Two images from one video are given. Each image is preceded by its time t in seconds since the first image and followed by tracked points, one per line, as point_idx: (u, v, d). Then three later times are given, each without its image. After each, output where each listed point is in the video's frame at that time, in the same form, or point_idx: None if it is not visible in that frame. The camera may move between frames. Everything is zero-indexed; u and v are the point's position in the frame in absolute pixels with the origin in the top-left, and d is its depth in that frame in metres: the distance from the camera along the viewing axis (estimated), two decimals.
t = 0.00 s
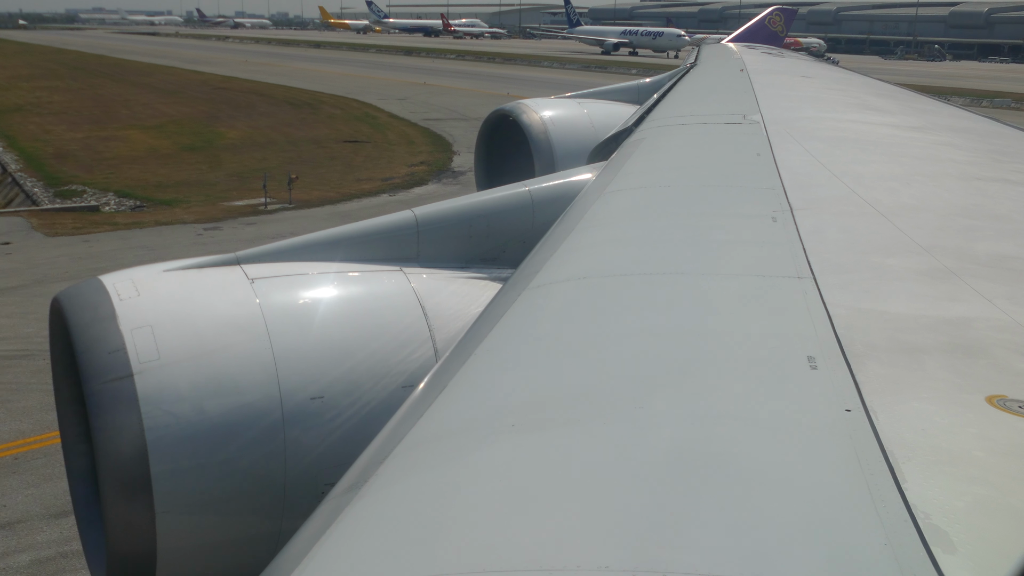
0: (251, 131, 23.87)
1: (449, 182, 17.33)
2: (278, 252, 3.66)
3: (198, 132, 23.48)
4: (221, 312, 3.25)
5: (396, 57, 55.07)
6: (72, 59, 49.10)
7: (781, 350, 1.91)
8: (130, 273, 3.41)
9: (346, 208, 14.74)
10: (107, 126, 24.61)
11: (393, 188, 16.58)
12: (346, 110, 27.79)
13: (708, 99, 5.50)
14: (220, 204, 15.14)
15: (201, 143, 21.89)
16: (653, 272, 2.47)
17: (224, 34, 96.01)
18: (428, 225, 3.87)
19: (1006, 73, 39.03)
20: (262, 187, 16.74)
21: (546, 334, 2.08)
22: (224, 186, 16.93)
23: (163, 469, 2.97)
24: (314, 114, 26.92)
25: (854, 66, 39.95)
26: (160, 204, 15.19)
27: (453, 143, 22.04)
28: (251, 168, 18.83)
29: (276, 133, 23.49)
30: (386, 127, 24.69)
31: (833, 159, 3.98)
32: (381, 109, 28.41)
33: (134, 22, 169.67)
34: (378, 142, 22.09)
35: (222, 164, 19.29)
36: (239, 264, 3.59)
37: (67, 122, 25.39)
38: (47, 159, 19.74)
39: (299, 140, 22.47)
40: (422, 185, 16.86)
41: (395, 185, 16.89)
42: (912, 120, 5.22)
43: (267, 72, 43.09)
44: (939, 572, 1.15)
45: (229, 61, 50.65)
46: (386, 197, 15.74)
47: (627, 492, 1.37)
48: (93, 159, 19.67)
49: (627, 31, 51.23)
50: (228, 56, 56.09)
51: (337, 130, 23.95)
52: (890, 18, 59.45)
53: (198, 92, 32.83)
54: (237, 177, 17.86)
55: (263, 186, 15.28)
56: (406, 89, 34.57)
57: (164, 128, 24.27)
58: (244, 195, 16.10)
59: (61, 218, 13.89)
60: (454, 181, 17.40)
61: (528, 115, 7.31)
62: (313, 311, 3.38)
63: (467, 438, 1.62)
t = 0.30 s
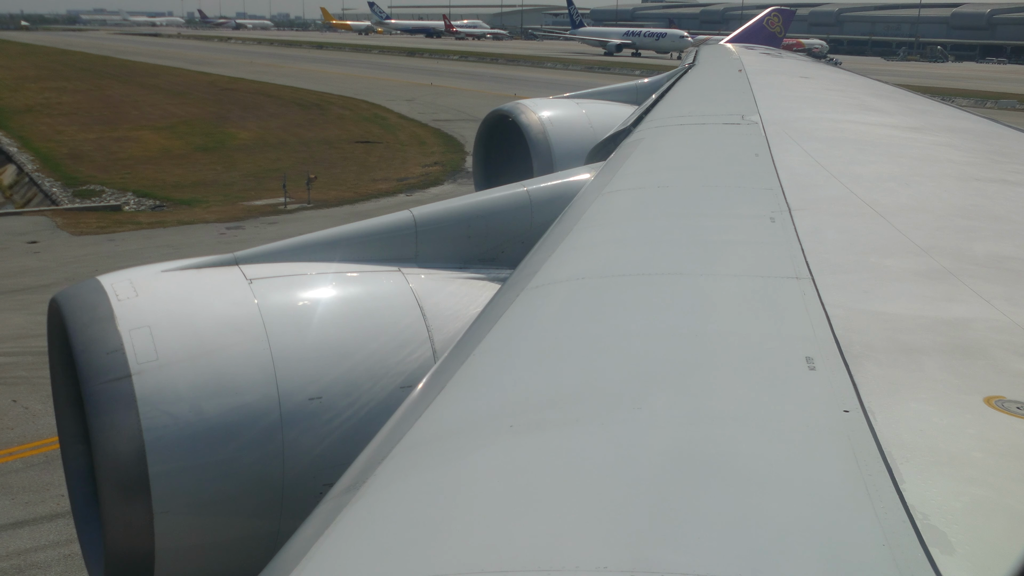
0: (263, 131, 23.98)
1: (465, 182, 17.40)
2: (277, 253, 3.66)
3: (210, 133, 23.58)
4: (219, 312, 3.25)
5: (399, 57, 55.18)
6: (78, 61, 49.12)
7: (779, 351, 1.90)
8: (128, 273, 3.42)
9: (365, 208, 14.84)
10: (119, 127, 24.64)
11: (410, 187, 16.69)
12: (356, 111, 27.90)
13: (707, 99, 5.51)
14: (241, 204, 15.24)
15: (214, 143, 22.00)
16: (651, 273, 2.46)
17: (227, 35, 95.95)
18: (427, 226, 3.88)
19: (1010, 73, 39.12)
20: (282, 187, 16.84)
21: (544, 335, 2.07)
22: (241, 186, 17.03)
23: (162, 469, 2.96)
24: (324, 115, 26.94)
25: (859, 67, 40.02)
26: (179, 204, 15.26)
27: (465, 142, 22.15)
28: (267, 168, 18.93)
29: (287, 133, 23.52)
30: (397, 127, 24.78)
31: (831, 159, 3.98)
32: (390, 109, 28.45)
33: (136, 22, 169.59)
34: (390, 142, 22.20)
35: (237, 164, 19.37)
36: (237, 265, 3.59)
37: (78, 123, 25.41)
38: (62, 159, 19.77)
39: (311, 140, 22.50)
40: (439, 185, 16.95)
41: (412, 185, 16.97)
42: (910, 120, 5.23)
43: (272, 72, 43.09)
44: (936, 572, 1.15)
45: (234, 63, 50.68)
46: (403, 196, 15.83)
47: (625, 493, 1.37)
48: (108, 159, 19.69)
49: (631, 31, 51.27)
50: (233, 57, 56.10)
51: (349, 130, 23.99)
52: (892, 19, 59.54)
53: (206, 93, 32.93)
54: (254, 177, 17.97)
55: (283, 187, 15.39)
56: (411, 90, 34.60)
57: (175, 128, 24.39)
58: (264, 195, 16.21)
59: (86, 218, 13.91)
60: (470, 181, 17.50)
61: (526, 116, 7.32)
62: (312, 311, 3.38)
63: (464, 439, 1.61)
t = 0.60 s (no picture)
0: (273, 131, 24.03)
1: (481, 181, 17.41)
2: (276, 253, 3.66)
3: (221, 133, 23.63)
4: (218, 313, 3.25)
5: (404, 57, 55.25)
6: (87, 61, 49.14)
7: (778, 351, 1.90)
8: (127, 273, 3.42)
9: (383, 208, 14.87)
10: (131, 127, 24.67)
11: (426, 187, 16.72)
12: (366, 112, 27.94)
13: (706, 99, 5.51)
14: (261, 204, 15.28)
15: (228, 143, 22.06)
16: (650, 273, 2.46)
17: (230, 35, 95.85)
18: (425, 226, 3.87)
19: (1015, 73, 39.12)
20: (301, 187, 16.90)
21: (543, 336, 2.07)
22: (258, 186, 17.07)
23: (161, 470, 2.96)
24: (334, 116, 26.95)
25: (862, 67, 40.08)
26: (199, 203, 15.30)
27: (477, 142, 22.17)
28: (282, 168, 18.97)
29: (299, 133, 23.55)
30: (407, 127, 24.81)
31: (830, 159, 3.98)
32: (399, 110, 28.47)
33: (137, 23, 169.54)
34: (403, 142, 22.25)
35: (252, 164, 19.41)
36: (236, 266, 3.59)
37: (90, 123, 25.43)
38: (78, 159, 19.79)
39: (323, 141, 22.54)
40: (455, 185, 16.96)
41: (428, 185, 16.99)
42: (909, 120, 5.22)
43: (279, 73, 43.06)
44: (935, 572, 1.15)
45: (242, 64, 50.72)
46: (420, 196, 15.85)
47: (623, 493, 1.37)
48: (124, 159, 19.73)
49: (637, 32, 51.31)
50: (239, 57, 56.07)
51: (360, 131, 24.01)
52: (895, 19, 59.56)
53: (212, 93, 33.02)
54: (269, 177, 18.01)
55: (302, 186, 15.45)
56: (416, 90, 34.60)
57: (186, 128, 24.45)
58: (283, 195, 16.25)
59: (110, 217, 13.92)
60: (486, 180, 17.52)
61: (525, 116, 7.32)
62: (311, 311, 3.38)
63: (463, 439, 1.61)
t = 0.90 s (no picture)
0: (286, 131, 24.02)
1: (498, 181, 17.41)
2: (275, 253, 3.65)
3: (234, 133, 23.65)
4: (218, 313, 3.25)
5: (408, 58, 55.31)
6: (97, 62, 49.15)
7: (776, 352, 1.91)
8: (127, 273, 3.42)
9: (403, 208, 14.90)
10: (144, 127, 24.69)
11: (443, 187, 16.75)
12: (376, 112, 27.96)
13: (705, 100, 5.50)
14: (281, 204, 15.34)
15: (243, 143, 22.10)
16: (649, 273, 2.46)
17: (235, 35, 95.85)
18: (424, 227, 3.87)
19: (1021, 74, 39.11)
20: (322, 186, 16.96)
21: (542, 337, 2.07)
22: (275, 186, 17.10)
23: (160, 469, 2.96)
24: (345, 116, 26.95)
25: (868, 69, 40.17)
26: (220, 203, 15.36)
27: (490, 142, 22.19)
28: (298, 168, 19.01)
29: (311, 134, 23.58)
30: (419, 128, 24.84)
31: (829, 160, 3.98)
32: (409, 110, 28.47)
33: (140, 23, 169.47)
34: (416, 143, 22.28)
35: (269, 164, 19.43)
36: (236, 266, 3.59)
37: (101, 123, 25.48)
38: (96, 159, 19.80)
39: (337, 141, 22.55)
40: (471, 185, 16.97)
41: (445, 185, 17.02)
42: (907, 121, 5.23)
43: (285, 73, 43.12)
44: (933, 572, 1.16)
45: (250, 65, 50.72)
46: (439, 196, 15.88)
47: (621, 493, 1.37)
48: (139, 159, 19.79)
49: (642, 33, 51.36)
50: (245, 58, 56.08)
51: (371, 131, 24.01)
52: (898, 20, 59.62)
53: (221, 93, 33.08)
54: (287, 177, 18.04)
55: (323, 185, 15.50)
56: (423, 91, 34.60)
57: (198, 128, 24.49)
58: (303, 194, 16.30)
59: (135, 215, 13.96)
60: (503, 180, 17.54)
61: (525, 117, 7.32)
62: (311, 312, 3.38)
63: (463, 439, 1.61)
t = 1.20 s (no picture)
0: (298, 131, 24.01)
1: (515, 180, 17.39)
2: (276, 253, 3.66)
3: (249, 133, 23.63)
4: (219, 313, 3.25)
5: (413, 58, 55.33)
6: (105, 62, 49.16)
7: (776, 351, 1.91)
8: (127, 274, 3.42)
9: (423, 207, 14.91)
10: (157, 127, 24.68)
11: (460, 186, 16.76)
12: (386, 112, 27.99)
13: (705, 100, 5.50)
14: (301, 202, 15.37)
15: (256, 143, 22.11)
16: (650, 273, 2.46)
17: (239, 36, 95.81)
18: (424, 226, 3.87)
19: None
20: (341, 185, 17.00)
21: (541, 336, 2.07)
22: (293, 185, 17.13)
23: (160, 470, 2.96)
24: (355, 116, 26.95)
25: (873, 70, 40.19)
26: (241, 202, 15.40)
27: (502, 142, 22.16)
28: (314, 167, 19.01)
29: (325, 134, 23.56)
30: (428, 128, 24.85)
31: (829, 159, 3.98)
32: (419, 110, 28.45)
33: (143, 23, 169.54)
34: (429, 142, 22.26)
35: (285, 163, 19.44)
36: (236, 266, 3.59)
37: (112, 122, 25.52)
38: (111, 158, 19.82)
39: (350, 141, 22.55)
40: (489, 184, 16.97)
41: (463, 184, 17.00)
42: (907, 120, 5.22)
43: (292, 74, 43.14)
44: (934, 572, 1.15)
45: (259, 65, 50.79)
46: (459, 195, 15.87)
47: (621, 493, 1.37)
48: (155, 158, 19.83)
49: (647, 33, 51.38)
50: (251, 58, 56.14)
51: (382, 131, 24.01)
52: (902, 20, 59.58)
53: (230, 93, 33.13)
54: (304, 176, 18.07)
55: (343, 185, 15.53)
56: (429, 91, 34.58)
57: (212, 128, 24.50)
58: (322, 193, 16.35)
59: (159, 214, 14.00)
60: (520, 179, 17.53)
61: (524, 116, 7.32)
62: (311, 311, 3.38)
63: (463, 439, 1.61)
